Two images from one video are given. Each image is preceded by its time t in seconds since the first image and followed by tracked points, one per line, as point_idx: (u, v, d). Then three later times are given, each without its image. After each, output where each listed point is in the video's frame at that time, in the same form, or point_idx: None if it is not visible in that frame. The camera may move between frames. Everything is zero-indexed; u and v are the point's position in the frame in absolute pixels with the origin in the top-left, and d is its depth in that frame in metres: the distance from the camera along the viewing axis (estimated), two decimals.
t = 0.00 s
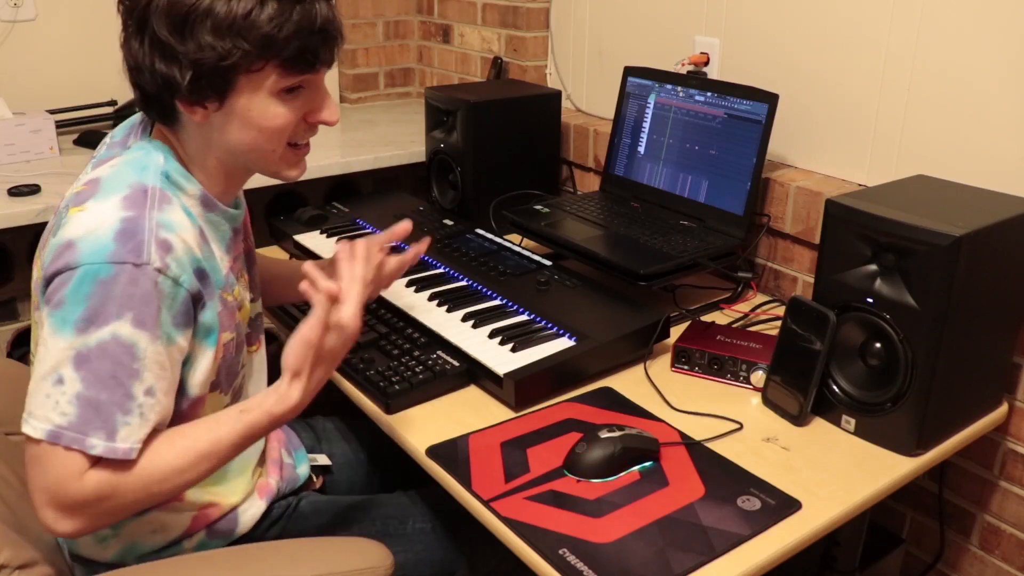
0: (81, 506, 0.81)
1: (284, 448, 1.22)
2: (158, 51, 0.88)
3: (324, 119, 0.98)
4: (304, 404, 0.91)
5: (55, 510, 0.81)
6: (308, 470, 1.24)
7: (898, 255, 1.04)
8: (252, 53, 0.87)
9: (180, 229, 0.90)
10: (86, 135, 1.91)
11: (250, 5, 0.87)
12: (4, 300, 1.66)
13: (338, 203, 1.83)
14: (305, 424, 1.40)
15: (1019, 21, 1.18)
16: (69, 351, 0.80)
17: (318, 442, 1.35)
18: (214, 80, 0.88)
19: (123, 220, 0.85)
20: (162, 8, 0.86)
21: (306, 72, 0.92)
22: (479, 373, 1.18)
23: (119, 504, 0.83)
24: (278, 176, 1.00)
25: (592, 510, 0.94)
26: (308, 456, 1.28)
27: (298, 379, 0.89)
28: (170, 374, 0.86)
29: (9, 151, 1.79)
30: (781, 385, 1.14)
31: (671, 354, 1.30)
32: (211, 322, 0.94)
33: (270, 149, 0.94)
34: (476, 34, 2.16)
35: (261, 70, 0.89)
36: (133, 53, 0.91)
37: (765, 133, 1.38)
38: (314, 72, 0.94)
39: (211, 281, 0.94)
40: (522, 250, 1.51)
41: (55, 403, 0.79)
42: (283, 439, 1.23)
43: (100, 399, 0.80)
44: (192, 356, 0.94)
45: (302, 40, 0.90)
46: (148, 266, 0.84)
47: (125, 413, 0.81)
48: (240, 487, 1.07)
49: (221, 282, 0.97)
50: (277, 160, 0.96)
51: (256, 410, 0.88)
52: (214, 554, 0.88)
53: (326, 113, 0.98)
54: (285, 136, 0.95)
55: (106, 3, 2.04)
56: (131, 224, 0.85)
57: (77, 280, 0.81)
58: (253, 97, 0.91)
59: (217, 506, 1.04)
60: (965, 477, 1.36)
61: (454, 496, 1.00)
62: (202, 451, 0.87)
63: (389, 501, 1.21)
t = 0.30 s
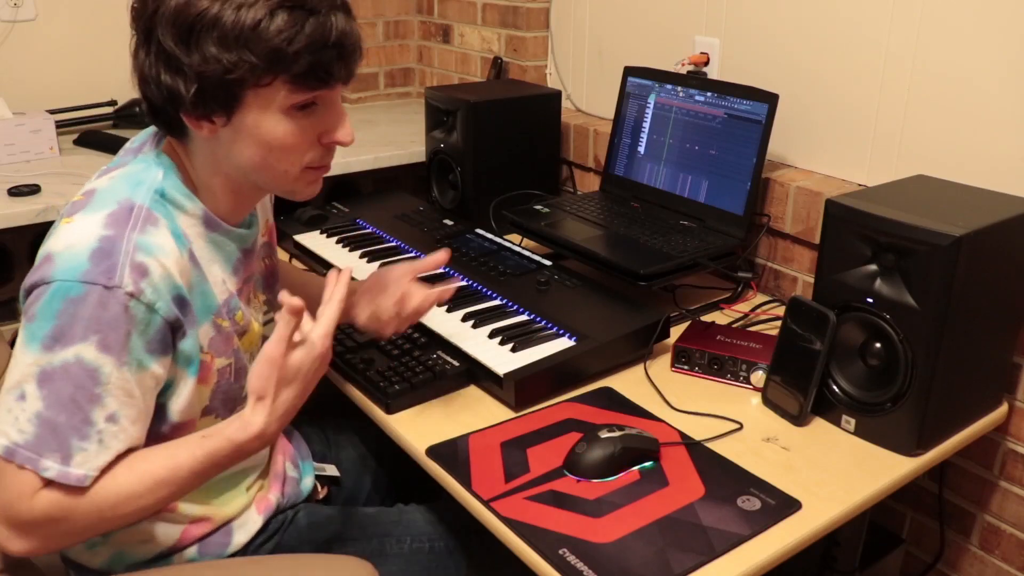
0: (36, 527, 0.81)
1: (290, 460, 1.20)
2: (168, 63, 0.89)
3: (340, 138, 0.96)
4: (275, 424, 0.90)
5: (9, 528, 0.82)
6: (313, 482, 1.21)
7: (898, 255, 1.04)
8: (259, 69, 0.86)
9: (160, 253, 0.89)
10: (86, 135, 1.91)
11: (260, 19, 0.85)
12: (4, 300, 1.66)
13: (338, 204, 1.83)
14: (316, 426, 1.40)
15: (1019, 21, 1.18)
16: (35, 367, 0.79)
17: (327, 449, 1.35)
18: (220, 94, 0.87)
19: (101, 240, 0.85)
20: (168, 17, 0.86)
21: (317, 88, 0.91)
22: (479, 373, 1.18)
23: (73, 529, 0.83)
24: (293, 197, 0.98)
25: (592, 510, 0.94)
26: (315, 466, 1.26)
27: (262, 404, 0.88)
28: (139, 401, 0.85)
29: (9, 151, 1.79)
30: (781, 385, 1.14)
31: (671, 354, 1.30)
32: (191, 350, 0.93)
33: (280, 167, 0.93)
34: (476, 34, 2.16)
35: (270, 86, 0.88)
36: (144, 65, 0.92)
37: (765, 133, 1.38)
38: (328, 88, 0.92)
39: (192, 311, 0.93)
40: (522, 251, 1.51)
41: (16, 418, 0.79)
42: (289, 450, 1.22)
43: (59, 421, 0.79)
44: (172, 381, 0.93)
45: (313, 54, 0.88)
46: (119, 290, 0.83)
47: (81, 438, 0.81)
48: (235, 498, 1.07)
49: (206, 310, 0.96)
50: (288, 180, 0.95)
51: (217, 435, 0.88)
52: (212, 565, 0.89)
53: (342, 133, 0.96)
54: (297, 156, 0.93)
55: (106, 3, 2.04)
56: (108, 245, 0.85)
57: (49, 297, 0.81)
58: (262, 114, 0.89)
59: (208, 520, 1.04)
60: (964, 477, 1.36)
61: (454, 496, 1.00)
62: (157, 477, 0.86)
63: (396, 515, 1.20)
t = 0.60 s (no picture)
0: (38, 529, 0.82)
1: (293, 466, 1.21)
2: (161, 65, 0.89)
3: (340, 151, 0.95)
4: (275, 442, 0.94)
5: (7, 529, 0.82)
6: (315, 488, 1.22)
7: (898, 255, 1.04)
8: (248, 73, 0.86)
9: (155, 260, 0.88)
10: (86, 135, 1.91)
11: (246, 22, 0.85)
12: (4, 300, 1.66)
13: (338, 204, 1.83)
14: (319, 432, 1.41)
15: (1019, 21, 1.18)
16: (26, 371, 0.79)
17: (331, 452, 1.36)
18: (212, 97, 0.87)
19: (94, 244, 0.84)
20: (165, 19, 0.87)
21: (312, 97, 0.90)
22: (479, 373, 1.18)
23: (70, 531, 0.84)
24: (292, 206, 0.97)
25: (592, 510, 0.94)
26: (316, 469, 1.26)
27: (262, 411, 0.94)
28: (130, 408, 0.85)
29: (9, 151, 1.79)
30: (781, 385, 1.14)
31: (671, 354, 1.30)
32: (186, 357, 0.93)
33: (274, 174, 0.92)
34: (476, 34, 2.16)
35: (261, 92, 0.87)
36: (144, 67, 0.92)
37: (765, 133, 1.38)
38: (324, 97, 0.91)
39: (186, 317, 0.92)
40: (522, 250, 1.51)
41: (8, 423, 0.79)
42: (292, 456, 1.22)
43: (50, 427, 0.79)
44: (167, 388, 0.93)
45: (305, 61, 0.87)
46: (112, 297, 0.82)
47: (72, 443, 0.80)
48: (234, 504, 1.08)
49: (202, 319, 0.95)
50: (283, 188, 0.94)
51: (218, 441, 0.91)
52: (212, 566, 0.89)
53: (342, 145, 0.94)
54: (292, 164, 0.92)
55: (107, 3, 2.04)
56: (101, 249, 0.84)
57: (41, 301, 0.80)
58: (254, 120, 0.89)
59: (205, 522, 1.04)
60: (964, 477, 1.36)
61: (454, 496, 1.00)
62: (156, 480, 0.87)
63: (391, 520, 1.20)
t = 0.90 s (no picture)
0: (78, 512, 0.83)
1: (290, 461, 1.20)
2: (166, 49, 0.89)
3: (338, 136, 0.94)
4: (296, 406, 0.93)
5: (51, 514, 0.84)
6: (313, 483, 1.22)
7: (898, 256, 1.04)
8: (249, 54, 0.85)
9: (162, 233, 0.89)
10: (86, 135, 1.91)
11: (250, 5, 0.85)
12: (4, 300, 1.66)
13: (339, 204, 1.83)
14: (317, 428, 1.40)
15: (1019, 21, 1.18)
16: (48, 351, 0.80)
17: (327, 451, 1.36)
18: (213, 79, 0.87)
19: (103, 221, 0.85)
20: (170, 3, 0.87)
21: (311, 82, 0.89)
22: (479, 373, 1.18)
23: (110, 509, 0.85)
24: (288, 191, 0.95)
25: (592, 510, 0.94)
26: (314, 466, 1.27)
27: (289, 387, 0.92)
28: (149, 380, 0.85)
29: (9, 151, 1.79)
30: (781, 385, 1.14)
31: (671, 354, 1.30)
32: (196, 331, 0.93)
33: (270, 158, 0.91)
34: (476, 34, 2.16)
35: (261, 75, 0.87)
36: (148, 53, 0.92)
37: (765, 133, 1.38)
38: (322, 82, 0.90)
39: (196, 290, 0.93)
40: (522, 251, 1.51)
41: (39, 405, 0.80)
42: (288, 451, 1.21)
43: (77, 402, 0.80)
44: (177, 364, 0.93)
45: (304, 44, 0.87)
46: (124, 271, 0.83)
47: (104, 416, 0.81)
48: (235, 500, 1.08)
49: (212, 291, 0.96)
50: (280, 172, 0.93)
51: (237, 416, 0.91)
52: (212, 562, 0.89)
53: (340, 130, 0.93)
54: (289, 148, 0.91)
55: (107, 3, 2.04)
56: (110, 226, 0.85)
57: (55, 281, 0.81)
58: (254, 103, 0.88)
59: (207, 517, 1.04)
60: (964, 477, 1.37)
61: (454, 496, 1.00)
62: (183, 458, 0.88)
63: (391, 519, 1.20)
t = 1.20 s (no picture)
0: (167, 486, 0.84)
1: (285, 452, 1.22)
2: (188, 41, 0.88)
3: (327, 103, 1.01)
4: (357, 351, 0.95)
5: (137, 495, 0.83)
6: (309, 474, 1.23)
7: (898, 256, 1.04)
8: (285, 41, 0.90)
9: (188, 205, 0.90)
10: (86, 135, 1.91)
11: None
12: (4, 300, 1.67)
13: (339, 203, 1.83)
14: (308, 425, 1.41)
15: (1019, 21, 1.18)
16: (106, 335, 0.80)
17: (319, 444, 1.36)
18: (249, 67, 0.89)
19: (133, 201, 0.85)
20: None
21: (321, 58, 0.96)
22: (479, 372, 1.18)
23: (202, 473, 0.86)
24: (282, 161, 1.01)
25: (592, 510, 0.94)
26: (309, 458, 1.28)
27: (353, 325, 0.95)
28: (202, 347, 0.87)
29: (9, 151, 1.79)
30: (781, 385, 1.14)
31: (671, 354, 1.30)
32: (223, 298, 0.94)
33: (285, 131, 0.96)
34: (476, 34, 2.17)
35: (290, 57, 0.92)
36: (154, 45, 0.90)
37: (765, 133, 1.38)
38: (326, 57, 0.97)
39: (221, 255, 0.94)
40: (522, 250, 1.51)
41: (106, 388, 0.80)
42: (283, 443, 1.23)
43: (147, 376, 0.81)
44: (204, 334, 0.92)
45: (323, 24, 0.93)
46: (167, 244, 0.83)
47: (174, 385, 0.82)
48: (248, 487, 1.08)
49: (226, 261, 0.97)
50: (289, 143, 0.98)
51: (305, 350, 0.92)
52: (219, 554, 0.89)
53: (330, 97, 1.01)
54: (297, 119, 0.97)
55: (108, 4, 2.04)
56: (142, 204, 0.85)
57: (99, 266, 0.81)
58: (280, 82, 0.93)
59: (222, 510, 1.04)
60: (964, 477, 1.37)
61: (454, 496, 1.00)
62: (263, 404, 0.89)
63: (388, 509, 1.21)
